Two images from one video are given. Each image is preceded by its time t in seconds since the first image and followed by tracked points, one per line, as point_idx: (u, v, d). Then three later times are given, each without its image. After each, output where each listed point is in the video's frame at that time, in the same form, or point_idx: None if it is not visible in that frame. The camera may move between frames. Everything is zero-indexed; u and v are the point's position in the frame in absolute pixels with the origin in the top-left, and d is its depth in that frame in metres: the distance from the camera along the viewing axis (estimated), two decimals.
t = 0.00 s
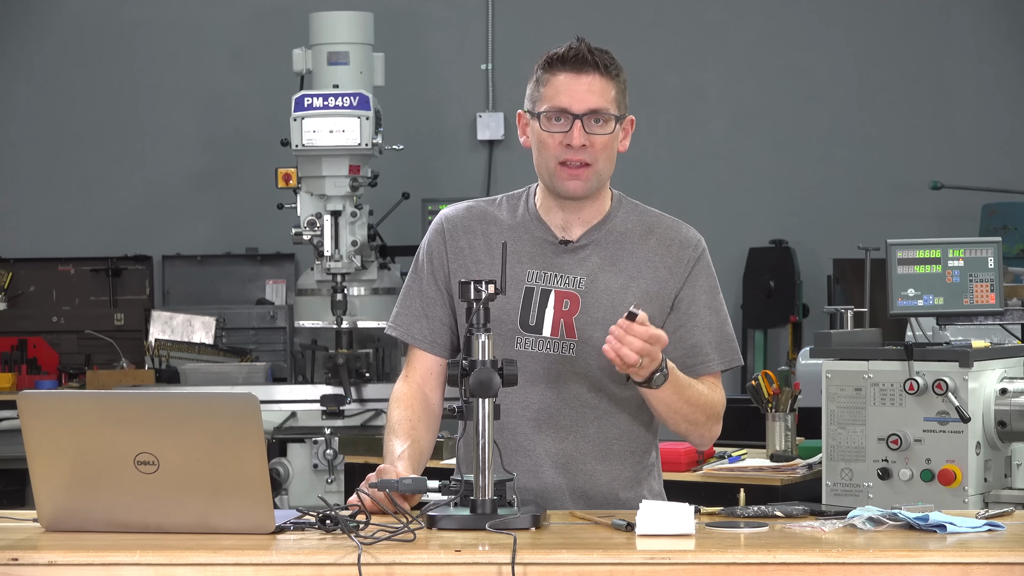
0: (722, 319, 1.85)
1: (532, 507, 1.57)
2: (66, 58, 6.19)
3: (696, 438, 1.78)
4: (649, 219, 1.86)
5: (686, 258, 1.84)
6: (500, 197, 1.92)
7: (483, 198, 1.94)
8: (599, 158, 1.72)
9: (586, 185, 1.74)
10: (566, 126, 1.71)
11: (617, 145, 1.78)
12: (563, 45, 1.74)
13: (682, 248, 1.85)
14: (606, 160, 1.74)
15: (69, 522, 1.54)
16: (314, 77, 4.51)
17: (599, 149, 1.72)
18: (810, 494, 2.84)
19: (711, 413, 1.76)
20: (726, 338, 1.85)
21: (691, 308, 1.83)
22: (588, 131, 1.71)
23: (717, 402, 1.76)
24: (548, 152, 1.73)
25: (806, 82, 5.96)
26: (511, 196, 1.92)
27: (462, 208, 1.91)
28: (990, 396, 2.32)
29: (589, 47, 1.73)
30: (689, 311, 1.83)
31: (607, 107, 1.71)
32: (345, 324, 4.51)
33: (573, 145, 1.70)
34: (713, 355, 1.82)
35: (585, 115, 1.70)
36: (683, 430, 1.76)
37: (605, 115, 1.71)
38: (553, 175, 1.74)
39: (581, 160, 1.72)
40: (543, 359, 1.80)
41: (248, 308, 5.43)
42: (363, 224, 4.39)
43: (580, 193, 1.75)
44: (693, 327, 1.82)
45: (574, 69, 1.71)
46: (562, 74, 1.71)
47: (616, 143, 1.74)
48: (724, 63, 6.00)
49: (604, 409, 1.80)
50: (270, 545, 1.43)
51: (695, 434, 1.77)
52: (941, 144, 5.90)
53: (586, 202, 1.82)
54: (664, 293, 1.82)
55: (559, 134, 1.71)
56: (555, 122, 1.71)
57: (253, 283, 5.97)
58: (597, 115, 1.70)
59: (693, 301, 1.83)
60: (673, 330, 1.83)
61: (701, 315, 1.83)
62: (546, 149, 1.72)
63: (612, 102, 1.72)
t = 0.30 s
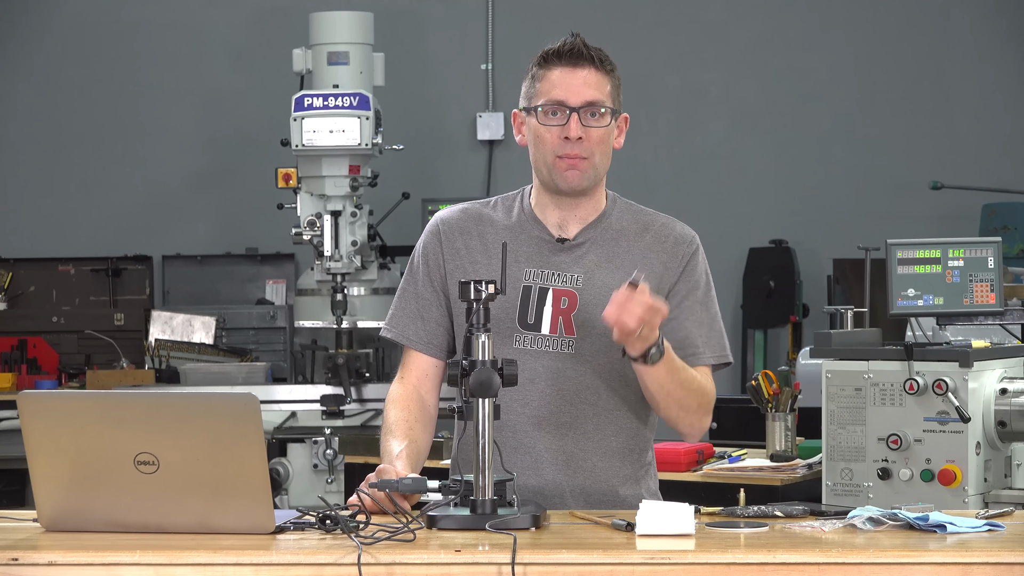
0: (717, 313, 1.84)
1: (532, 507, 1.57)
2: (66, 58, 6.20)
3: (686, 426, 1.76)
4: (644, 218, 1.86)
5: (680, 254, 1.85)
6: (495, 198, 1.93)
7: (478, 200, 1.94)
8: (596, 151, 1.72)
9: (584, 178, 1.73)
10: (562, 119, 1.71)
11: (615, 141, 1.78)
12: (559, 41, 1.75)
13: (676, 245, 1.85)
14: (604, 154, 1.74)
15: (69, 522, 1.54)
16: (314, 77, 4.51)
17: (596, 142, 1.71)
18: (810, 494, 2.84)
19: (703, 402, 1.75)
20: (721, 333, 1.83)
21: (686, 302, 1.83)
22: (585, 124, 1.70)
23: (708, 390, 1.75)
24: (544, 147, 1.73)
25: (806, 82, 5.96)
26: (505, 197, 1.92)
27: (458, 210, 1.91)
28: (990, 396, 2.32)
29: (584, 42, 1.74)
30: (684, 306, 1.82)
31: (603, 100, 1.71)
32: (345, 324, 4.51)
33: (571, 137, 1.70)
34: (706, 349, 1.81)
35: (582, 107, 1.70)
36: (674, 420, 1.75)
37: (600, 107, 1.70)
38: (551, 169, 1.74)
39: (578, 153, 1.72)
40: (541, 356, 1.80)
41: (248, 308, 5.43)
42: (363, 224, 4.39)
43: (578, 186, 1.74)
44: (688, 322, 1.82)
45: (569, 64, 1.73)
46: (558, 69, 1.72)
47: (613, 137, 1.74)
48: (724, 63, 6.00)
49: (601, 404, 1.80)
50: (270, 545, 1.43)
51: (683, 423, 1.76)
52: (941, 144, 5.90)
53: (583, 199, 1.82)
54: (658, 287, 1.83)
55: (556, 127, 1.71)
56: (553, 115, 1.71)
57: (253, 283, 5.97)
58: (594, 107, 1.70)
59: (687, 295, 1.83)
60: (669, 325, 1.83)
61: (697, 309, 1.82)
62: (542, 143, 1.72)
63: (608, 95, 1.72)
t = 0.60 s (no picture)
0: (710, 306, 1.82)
1: (532, 507, 1.57)
2: (66, 58, 6.19)
3: (679, 407, 1.75)
4: (636, 216, 1.86)
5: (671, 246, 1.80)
6: (488, 200, 1.93)
7: (472, 202, 1.95)
8: (586, 151, 1.71)
9: (576, 179, 1.74)
10: (549, 123, 1.70)
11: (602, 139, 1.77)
12: (538, 45, 1.74)
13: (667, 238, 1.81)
14: (594, 152, 1.73)
15: (69, 522, 1.54)
16: (314, 77, 4.51)
17: (585, 141, 1.71)
18: (810, 494, 2.84)
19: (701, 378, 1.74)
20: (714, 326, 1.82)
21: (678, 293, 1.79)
22: (572, 125, 1.70)
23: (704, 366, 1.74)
24: (534, 152, 1.72)
25: (806, 82, 5.96)
26: (498, 200, 1.93)
27: (451, 212, 1.92)
28: (990, 396, 2.32)
29: (563, 44, 1.73)
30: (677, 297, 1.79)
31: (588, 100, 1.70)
32: (345, 324, 4.51)
33: (560, 140, 1.69)
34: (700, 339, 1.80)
35: (567, 109, 1.69)
36: (671, 398, 1.73)
37: (586, 108, 1.69)
38: (543, 174, 1.74)
39: (568, 155, 1.72)
40: (534, 355, 1.80)
41: (248, 308, 5.42)
42: (363, 224, 4.39)
43: (572, 188, 1.74)
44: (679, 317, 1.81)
45: (551, 67, 1.71)
46: (540, 73, 1.71)
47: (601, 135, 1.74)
48: (724, 63, 6.00)
49: (595, 403, 1.79)
50: (270, 545, 1.43)
51: (679, 401, 1.74)
52: (940, 144, 5.90)
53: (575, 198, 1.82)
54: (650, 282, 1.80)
55: (543, 131, 1.70)
56: (539, 120, 1.70)
57: (253, 283, 5.97)
58: (579, 108, 1.69)
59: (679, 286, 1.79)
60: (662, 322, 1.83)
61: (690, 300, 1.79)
62: (532, 149, 1.72)
63: (593, 95, 1.71)
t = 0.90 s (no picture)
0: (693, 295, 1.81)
1: (532, 507, 1.57)
2: (66, 58, 6.19)
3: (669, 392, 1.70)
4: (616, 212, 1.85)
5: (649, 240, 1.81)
6: (468, 206, 1.93)
7: (453, 208, 1.94)
8: (558, 150, 1.70)
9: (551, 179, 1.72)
10: (518, 125, 1.70)
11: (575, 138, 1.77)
12: (502, 49, 1.74)
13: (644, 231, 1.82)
14: (566, 151, 1.73)
15: (68, 521, 1.54)
16: (314, 77, 4.51)
17: (555, 140, 1.70)
18: (810, 495, 2.84)
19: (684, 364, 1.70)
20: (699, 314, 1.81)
21: (661, 283, 1.79)
22: (541, 126, 1.70)
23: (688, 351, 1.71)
24: (507, 155, 1.72)
25: (806, 82, 5.96)
26: (479, 204, 1.92)
27: (432, 220, 1.91)
28: (990, 396, 2.32)
29: (526, 46, 1.73)
30: (658, 287, 1.79)
31: (556, 100, 1.70)
32: (345, 324, 4.51)
33: (530, 141, 1.69)
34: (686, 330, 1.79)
35: (535, 109, 1.69)
36: (655, 379, 1.68)
37: (554, 107, 1.69)
38: (516, 175, 1.73)
39: (540, 155, 1.71)
40: (519, 357, 1.79)
41: (247, 308, 5.42)
42: (363, 224, 4.39)
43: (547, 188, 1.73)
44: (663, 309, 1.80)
45: (516, 68, 1.71)
46: (506, 77, 1.71)
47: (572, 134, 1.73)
48: (724, 63, 6.00)
49: (584, 403, 1.78)
50: (270, 545, 1.43)
51: (665, 386, 1.69)
52: (940, 144, 5.90)
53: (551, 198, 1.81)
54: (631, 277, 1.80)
55: (513, 134, 1.70)
56: (508, 123, 1.70)
57: (253, 283, 5.97)
58: (547, 108, 1.69)
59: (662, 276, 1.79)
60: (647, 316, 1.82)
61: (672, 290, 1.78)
62: (504, 151, 1.71)
63: (560, 93, 1.71)
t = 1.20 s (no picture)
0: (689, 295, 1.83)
1: (532, 507, 1.57)
2: (66, 58, 6.19)
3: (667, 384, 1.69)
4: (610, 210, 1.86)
5: (645, 240, 1.82)
6: (462, 206, 1.93)
7: (447, 209, 1.94)
8: (554, 147, 1.69)
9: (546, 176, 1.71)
10: (515, 120, 1.69)
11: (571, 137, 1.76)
12: (500, 45, 1.74)
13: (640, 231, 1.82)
14: (562, 148, 1.72)
15: (68, 521, 1.54)
16: (314, 77, 4.51)
17: (551, 137, 1.69)
18: (810, 495, 2.84)
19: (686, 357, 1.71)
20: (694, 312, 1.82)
21: (657, 282, 1.79)
22: (537, 122, 1.69)
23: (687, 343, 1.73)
24: (502, 151, 1.70)
25: (806, 82, 5.96)
26: (472, 204, 1.92)
27: (426, 219, 1.91)
28: (990, 396, 2.32)
29: (525, 42, 1.73)
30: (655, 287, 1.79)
31: (553, 96, 1.70)
32: (345, 324, 4.50)
33: (526, 136, 1.68)
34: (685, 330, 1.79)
35: (532, 105, 1.69)
36: (651, 375, 1.68)
37: (551, 103, 1.69)
38: (512, 172, 1.72)
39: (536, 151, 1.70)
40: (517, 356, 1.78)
41: (248, 308, 5.42)
42: (363, 224, 4.39)
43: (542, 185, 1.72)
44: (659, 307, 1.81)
45: (514, 64, 1.71)
46: (504, 72, 1.71)
47: (568, 131, 1.73)
48: (724, 63, 6.00)
49: (582, 403, 1.77)
50: (270, 545, 1.43)
51: (660, 380, 1.69)
52: (940, 144, 5.90)
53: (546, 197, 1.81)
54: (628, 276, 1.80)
55: (510, 129, 1.69)
56: (505, 118, 1.70)
57: (253, 283, 5.97)
58: (544, 104, 1.69)
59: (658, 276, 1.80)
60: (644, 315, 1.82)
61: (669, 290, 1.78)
62: (500, 147, 1.70)
63: (558, 90, 1.71)
